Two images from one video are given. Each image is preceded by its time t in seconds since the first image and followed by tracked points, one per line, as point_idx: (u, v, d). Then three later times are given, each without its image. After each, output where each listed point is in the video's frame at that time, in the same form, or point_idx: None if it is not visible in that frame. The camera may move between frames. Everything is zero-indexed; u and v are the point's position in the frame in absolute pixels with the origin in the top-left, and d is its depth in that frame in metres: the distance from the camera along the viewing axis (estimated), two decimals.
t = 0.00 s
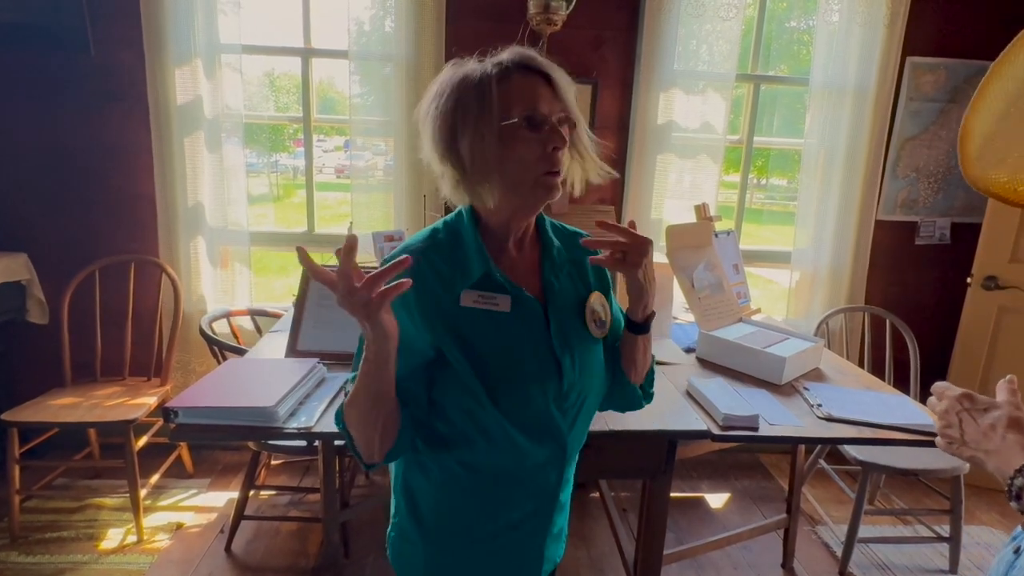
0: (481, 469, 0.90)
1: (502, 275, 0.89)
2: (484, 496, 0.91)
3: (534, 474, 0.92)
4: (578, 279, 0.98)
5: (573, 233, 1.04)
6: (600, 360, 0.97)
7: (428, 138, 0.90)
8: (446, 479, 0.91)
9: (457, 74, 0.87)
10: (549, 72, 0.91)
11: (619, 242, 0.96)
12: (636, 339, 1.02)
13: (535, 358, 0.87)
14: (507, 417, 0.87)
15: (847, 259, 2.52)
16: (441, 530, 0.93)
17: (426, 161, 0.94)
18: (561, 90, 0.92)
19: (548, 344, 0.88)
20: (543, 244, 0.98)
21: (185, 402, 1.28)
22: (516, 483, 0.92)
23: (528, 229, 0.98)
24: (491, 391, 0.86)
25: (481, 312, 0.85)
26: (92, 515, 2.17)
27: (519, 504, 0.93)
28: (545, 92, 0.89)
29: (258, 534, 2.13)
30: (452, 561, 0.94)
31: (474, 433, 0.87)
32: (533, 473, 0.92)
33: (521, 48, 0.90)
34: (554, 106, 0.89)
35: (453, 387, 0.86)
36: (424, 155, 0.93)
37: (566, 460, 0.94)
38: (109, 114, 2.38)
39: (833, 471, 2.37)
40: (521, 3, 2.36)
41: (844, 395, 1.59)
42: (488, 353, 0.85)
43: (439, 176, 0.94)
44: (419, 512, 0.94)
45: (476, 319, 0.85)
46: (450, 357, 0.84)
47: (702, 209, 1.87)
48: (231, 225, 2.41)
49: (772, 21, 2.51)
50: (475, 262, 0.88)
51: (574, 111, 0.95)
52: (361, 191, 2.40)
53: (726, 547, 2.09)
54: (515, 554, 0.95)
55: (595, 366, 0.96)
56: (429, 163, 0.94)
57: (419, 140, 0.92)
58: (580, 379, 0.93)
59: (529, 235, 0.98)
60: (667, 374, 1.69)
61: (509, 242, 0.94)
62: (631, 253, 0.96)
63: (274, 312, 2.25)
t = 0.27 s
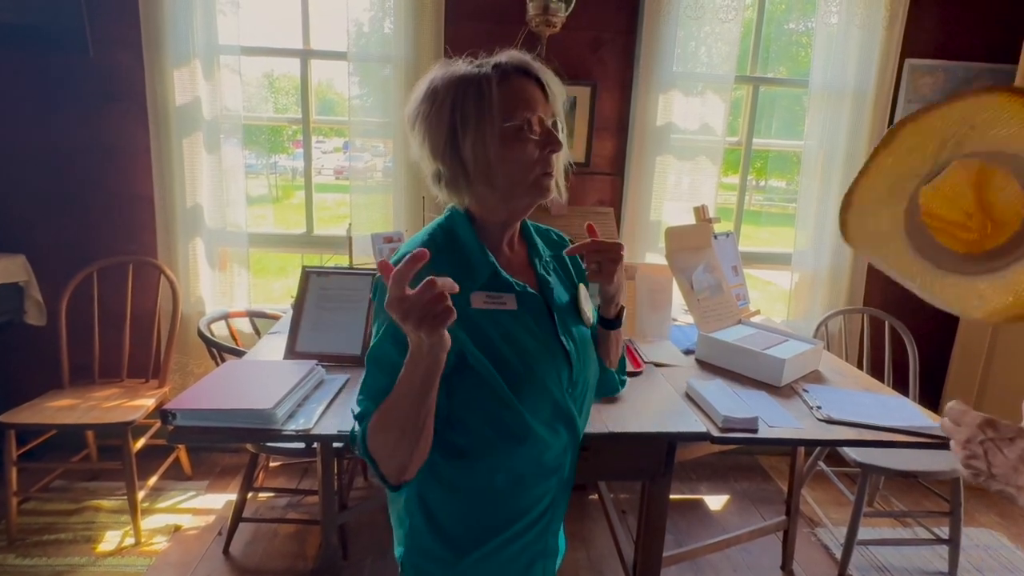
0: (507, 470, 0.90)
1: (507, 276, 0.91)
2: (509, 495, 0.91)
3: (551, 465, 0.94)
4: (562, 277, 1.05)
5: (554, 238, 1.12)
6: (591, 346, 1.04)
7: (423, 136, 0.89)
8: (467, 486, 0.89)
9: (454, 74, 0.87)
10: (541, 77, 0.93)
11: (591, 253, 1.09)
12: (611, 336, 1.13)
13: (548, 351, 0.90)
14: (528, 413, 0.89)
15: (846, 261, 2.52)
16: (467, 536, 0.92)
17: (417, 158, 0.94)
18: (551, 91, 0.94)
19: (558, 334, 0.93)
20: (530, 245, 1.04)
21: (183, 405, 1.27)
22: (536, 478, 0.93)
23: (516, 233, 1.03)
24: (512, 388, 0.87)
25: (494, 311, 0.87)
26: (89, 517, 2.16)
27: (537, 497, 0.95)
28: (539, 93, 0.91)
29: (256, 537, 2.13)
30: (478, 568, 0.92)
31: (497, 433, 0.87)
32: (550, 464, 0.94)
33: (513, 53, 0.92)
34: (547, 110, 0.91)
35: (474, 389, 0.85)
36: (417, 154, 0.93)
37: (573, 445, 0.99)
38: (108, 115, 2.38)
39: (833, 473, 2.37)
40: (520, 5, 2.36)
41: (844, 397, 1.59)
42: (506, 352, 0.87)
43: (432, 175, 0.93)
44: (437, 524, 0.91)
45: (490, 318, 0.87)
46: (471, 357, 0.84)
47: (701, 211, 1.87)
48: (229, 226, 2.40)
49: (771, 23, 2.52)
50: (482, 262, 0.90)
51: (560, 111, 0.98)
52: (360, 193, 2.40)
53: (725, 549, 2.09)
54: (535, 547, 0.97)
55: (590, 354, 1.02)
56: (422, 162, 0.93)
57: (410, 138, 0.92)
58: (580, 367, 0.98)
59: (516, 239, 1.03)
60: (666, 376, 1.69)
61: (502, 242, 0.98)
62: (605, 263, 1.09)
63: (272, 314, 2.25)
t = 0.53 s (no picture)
0: (502, 468, 0.90)
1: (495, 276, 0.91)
2: (505, 494, 0.91)
3: (546, 462, 0.95)
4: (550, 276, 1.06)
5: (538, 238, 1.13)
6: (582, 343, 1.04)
7: (411, 134, 0.91)
8: (461, 486, 0.89)
9: (445, 75, 0.87)
10: (534, 83, 0.92)
11: (552, 262, 0.98)
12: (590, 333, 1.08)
13: (538, 348, 0.90)
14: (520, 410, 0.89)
15: (846, 263, 2.52)
16: (464, 536, 0.92)
17: (407, 154, 0.96)
18: (543, 97, 0.93)
19: (548, 331, 0.93)
20: (515, 243, 1.04)
21: (181, 407, 1.27)
22: (530, 477, 0.93)
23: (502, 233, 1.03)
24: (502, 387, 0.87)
25: (483, 311, 0.87)
26: (87, 519, 2.15)
27: (533, 495, 0.95)
28: (530, 100, 0.90)
29: (255, 539, 2.12)
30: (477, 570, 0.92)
31: (488, 432, 0.87)
32: (544, 461, 0.94)
33: (509, 56, 0.91)
34: (536, 117, 0.90)
35: (464, 388, 0.85)
36: (405, 151, 0.95)
37: (568, 442, 0.99)
38: (106, 116, 2.37)
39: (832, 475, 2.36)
40: (520, 7, 2.36)
41: (844, 399, 1.58)
42: (497, 350, 0.87)
43: (418, 172, 0.95)
44: (433, 525, 0.91)
45: (480, 317, 0.87)
46: (461, 357, 0.84)
47: (700, 213, 1.87)
48: (228, 227, 2.40)
49: (770, 26, 2.52)
50: (470, 263, 0.90)
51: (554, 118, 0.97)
52: (359, 194, 2.39)
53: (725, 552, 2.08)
54: (533, 546, 0.97)
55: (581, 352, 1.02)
56: (409, 160, 0.95)
57: (401, 134, 0.94)
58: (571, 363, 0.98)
59: (502, 239, 1.04)
60: (665, 378, 1.68)
61: (489, 240, 0.98)
62: (570, 271, 0.98)
63: (271, 315, 2.24)
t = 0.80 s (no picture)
0: (487, 468, 0.91)
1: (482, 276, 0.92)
2: (491, 492, 0.93)
3: (533, 462, 0.96)
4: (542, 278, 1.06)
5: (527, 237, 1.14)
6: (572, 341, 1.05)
7: (402, 132, 0.89)
8: (449, 485, 0.91)
9: (440, 76, 0.86)
10: (527, 90, 0.93)
11: (535, 263, 0.96)
12: (580, 333, 1.07)
13: (524, 349, 0.91)
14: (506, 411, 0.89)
15: (846, 266, 2.52)
16: (451, 533, 0.93)
17: (396, 151, 0.93)
18: (535, 105, 0.94)
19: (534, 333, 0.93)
20: (506, 243, 1.06)
21: (179, 409, 1.27)
22: (517, 476, 0.94)
23: (492, 233, 1.04)
24: (488, 389, 0.88)
25: (469, 312, 0.87)
26: (84, 522, 2.14)
27: (520, 494, 0.96)
28: (522, 107, 0.91)
29: (253, 541, 2.11)
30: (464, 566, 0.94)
31: (474, 434, 0.88)
32: (531, 461, 0.95)
33: (504, 62, 0.91)
34: (527, 124, 0.91)
35: (451, 391, 0.86)
36: (394, 149, 0.93)
37: (556, 441, 1.00)
38: (106, 118, 2.37)
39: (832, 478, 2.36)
40: (520, 10, 2.37)
41: (844, 402, 1.58)
42: (482, 352, 0.87)
43: (405, 171, 0.94)
44: (421, 523, 0.93)
45: (465, 318, 0.87)
46: (446, 359, 0.84)
47: (700, 215, 1.87)
48: (227, 229, 2.39)
49: (769, 29, 2.52)
50: (456, 262, 0.90)
51: (544, 125, 0.97)
52: (358, 197, 2.39)
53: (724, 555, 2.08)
54: (521, 542, 0.99)
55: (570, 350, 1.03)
56: (397, 158, 0.94)
57: (391, 130, 0.91)
58: (560, 363, 0.98)
59: (492, 239, 1.05)
60: (665, 381, 1.68)
61: (477, 241, 0.99)
62: (552, 269, 0.96)
63: (270, 318, 2.24)
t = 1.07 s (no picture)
0: (480, 470, 0.91)
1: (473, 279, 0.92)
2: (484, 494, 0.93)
3: (526, 464, 0.96)
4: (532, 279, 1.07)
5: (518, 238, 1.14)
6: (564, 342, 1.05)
7: (392, 137, 0.89)
8: (443, 488, 0.91)
9: (427, 79, 0.87)
10: (514, 91, 0.92)
11: (524, 263, 0.95)
12: (571, 333, 1.07)
13: (515, 351, 0.91)
14: (498, 413, 0.89)
15: (844, 269, 2.52)
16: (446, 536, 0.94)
17: (386, 156, 0.94)
18: (523, 106, 0.94)
19: (526, 335, 0.93)
20: (497, 243, 1.06)
21: (178, 411, 1.27)
22: (511, 477, 0.95)
23: (482, 234, 1.05)
24: (480, 392, 0.88)
25: (460, 315, 0.87)
26: (82, 524, 2.14)
27: (514, 495, 0.97)
28: (511, 109, 0.91)
29: (252, 543, 2.11)
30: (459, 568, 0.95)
31: (467, 436, 0.89)
32: (524, 461, 0.95)
33: (491, 64, 0.91)
34: (516, 125, 0.91)
35: (442, 394, 0.86)
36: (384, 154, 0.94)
37: (550, 442, 1.00)
38: (106, 120, 2.37)
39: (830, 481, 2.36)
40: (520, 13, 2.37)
41: (842, 405, 1.58)
42: (474, 354, 0.87)
43: (396, 176, 0.94)
44: (415, 526, 0.93)
45: (456, 320, 0.87)
46: (436, 362, 0.84)
47: (699, 218, 1.87)
48: (226, 232, 2.40)
49: (768, 32, 2.53)
50: (447, 265, 0.90)
51: (533, 126, 0.97)
52: (357, 199, 2.40)
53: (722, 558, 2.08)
54: (516, 543, 0.99)
55: (562, 351, 1.03)
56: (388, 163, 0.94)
57: (381, 136, 0.92)
58: (552, 364, 0.98)
59: (483, 239, 1.05)
60: (664, 384, 1.68)
61: (468, 243, 0.99)
62: (542, 269, 0.96)
63: (269, 320, 2.23)
